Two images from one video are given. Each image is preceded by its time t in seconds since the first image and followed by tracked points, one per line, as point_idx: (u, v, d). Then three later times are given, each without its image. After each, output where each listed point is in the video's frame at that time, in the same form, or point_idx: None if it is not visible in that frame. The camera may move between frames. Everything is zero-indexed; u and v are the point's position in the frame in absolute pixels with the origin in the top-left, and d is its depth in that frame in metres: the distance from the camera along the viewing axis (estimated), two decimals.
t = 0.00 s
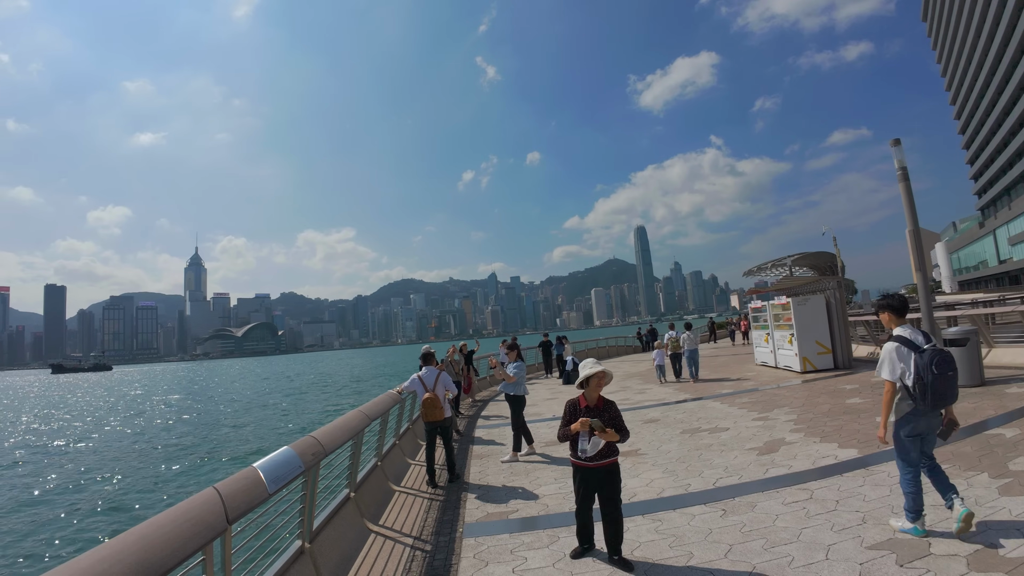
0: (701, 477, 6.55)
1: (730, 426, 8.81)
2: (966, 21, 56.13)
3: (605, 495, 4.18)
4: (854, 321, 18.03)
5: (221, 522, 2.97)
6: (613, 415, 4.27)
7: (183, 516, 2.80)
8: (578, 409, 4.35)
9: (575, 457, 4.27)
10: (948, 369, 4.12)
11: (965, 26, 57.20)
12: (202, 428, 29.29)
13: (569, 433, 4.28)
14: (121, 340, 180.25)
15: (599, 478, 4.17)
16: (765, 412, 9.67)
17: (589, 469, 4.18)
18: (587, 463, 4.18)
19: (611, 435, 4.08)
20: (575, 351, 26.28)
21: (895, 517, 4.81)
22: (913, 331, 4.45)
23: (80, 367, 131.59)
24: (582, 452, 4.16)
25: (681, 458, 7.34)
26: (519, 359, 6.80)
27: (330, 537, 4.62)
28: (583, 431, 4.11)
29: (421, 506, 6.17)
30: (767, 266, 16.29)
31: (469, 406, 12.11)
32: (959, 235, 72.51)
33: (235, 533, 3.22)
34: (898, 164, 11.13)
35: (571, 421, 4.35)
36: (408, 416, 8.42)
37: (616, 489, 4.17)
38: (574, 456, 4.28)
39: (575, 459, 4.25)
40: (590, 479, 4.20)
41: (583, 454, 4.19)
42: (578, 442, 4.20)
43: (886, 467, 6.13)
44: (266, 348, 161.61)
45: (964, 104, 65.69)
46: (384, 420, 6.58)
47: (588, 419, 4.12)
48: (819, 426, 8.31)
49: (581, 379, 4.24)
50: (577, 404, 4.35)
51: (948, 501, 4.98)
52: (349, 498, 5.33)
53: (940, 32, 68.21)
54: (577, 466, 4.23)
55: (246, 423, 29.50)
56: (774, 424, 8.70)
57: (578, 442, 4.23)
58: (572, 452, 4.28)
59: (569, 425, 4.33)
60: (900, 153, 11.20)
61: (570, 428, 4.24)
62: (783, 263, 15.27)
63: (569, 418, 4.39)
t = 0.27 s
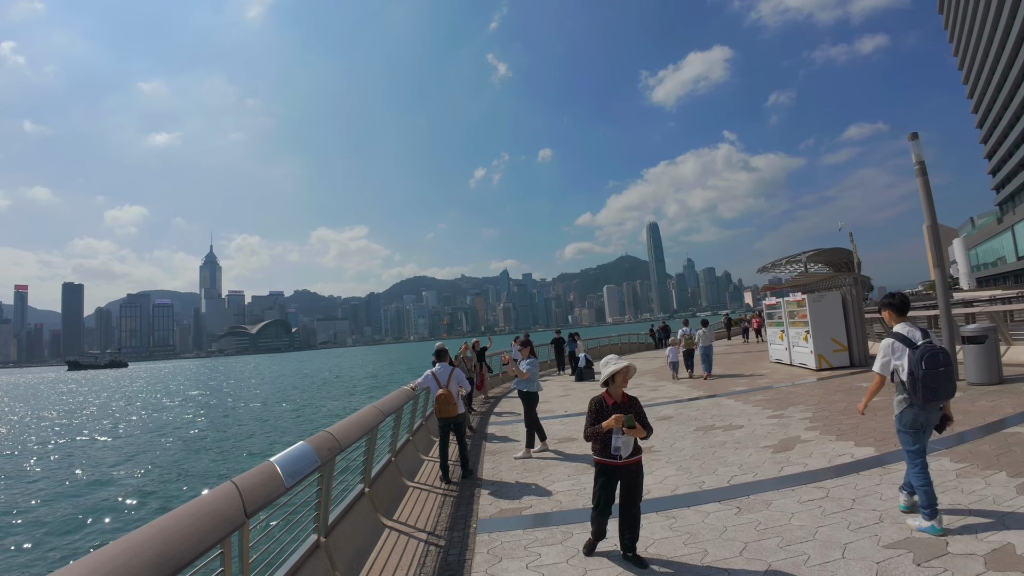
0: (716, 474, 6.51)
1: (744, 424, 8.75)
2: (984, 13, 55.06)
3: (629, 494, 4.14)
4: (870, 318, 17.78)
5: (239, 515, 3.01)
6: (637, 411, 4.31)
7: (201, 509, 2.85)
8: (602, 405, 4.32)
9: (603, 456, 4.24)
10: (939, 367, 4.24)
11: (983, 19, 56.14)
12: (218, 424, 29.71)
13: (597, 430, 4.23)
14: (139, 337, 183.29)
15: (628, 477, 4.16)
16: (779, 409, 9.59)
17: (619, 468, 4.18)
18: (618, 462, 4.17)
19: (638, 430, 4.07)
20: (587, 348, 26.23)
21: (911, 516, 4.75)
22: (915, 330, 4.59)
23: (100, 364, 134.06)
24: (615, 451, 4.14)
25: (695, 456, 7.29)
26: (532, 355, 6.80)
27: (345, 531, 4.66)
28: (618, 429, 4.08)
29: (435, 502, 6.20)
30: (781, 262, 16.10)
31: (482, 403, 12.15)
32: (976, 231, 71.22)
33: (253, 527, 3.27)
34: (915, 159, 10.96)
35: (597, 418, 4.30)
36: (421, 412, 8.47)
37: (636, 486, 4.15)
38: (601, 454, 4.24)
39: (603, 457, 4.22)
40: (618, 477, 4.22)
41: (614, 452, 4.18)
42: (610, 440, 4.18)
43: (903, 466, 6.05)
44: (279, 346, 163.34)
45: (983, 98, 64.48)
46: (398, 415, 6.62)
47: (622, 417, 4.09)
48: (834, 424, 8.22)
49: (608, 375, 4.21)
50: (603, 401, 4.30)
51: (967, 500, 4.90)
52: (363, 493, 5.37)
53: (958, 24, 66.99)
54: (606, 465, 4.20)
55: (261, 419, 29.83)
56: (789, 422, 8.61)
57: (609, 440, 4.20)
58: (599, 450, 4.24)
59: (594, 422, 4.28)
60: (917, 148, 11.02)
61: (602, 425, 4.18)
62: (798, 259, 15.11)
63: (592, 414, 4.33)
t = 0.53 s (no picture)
0: (726, 473, 6.48)
1: (754, 423, 8.70)
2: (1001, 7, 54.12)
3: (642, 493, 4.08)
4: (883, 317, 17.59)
5: (252, 510, 3.04)
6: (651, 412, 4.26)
7: (215, 504, 2.88)
8: (619, 406, 4.20)
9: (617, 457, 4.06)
10: (931, 367, 4.42)
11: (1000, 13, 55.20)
12: (230, 420, 30.00)
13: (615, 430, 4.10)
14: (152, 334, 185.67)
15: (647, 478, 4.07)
16: (791, 409, 9.52)
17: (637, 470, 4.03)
18: (636, 464, 4.01)
19: (658, 431, 4.00)
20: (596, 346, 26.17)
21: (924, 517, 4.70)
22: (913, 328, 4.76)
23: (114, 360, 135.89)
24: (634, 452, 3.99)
25: (705, 455, 7.26)
26: (541, 353, 6.79)
27: (356, 527, 4.70)
28: (641, 430, 3.95)
29: (444, 498, 6.23)
30: (793, 260, 15.95)
31: (491, 400, 12.17)
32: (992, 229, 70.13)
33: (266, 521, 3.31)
34: (929, 156, 10.81)
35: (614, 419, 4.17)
36: (431, 409, 8.49)
37: (648, 485, 4.10)
38: (618, 456, 4.04)
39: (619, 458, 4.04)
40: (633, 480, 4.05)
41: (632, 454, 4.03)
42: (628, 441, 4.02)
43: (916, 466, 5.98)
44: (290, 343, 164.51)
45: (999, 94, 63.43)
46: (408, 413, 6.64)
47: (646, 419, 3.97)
48: (846, 424, 8.14)
49: (627, 375, 4.06)
50: (620, 401, 4.17)
51: (980, 500, 4.84)
52: (374, 489, 5.41)
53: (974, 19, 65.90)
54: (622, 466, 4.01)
55: (271, 415, 30.07)
56: (800, 422, 8.54)
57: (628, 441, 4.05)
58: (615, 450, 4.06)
59: (612, 423, 4.16)
60: (931, 145, 10.87)
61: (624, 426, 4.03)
62: (810, 258, 14.96)
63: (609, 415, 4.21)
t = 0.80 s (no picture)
0: (733, 472, 6.45)
1: (762, 422, 8.66)
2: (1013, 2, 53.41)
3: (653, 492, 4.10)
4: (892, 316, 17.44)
5: (261, 506, 3.07)
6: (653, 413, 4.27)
7: (225, 499, 2.90)
8: (628, 407, 4.14)
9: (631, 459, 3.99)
10: (926, 360, 4.76)
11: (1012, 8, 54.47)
12: (238, 417, 30.18)
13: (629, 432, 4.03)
14: (161, 331, 187.13)
15: (657, 478, 4.09)
16: (798, 408, 9.47)
17: (650, 471, 4.03)
18: (650, 465, 4.01)
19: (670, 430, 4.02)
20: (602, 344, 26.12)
21: (932, 517, 4.67)
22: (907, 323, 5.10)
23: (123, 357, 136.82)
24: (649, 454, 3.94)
25: (712, 453, 7.24)
26: (548, 351, 6.78)
27: (363, 523, 4.72)
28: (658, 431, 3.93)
29: (451, 496, 6.24)
30: (801, 259, 15.86)
31: (497, 398, 12.17)
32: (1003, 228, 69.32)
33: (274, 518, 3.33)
34: (939, 153, 10.70)
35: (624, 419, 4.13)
36: (438, 407, 8.51)
37: (658, 483, 4.16)
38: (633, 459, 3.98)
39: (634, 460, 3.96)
40: (646, 481, 4.02)
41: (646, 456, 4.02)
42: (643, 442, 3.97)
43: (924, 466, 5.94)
44: (297, 340, 165.28)
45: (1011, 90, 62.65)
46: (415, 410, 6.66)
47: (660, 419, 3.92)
48: (854, 423, 8.09)
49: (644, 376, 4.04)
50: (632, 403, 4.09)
51: (989, 501, 4.81)
52: (381, 486, 5.43)
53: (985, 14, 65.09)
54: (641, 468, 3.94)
55: (279, 413, 30.23)
56: (808, 421, 8.50)
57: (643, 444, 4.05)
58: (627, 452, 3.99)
59: (624, 426, 4.07)
60: (941, 142, 10.76)
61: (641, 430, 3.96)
62: (818, 256, 14.85)
63: (620, 417, 4.12)
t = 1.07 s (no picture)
0: (739, 470, 6.44)
1: (768, 420, 8.63)
2: None
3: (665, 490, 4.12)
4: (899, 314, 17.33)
5: (268, 502, 3.09)
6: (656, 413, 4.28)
7: (232, 495, 2.93)
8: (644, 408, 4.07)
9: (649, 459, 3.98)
10: (919, 357, 4.93)
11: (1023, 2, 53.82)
12: (245, 415, 30.33)
13: (648, 434, 4.01)
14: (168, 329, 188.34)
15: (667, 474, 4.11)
16: (805, 406, 9.44)
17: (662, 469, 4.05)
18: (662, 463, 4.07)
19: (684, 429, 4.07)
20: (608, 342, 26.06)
21: (939, 516, 4.64)
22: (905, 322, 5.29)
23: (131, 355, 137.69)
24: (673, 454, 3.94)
25: (718, 452, 7.22)
26: (554, 348, 6.79)
27: (369, 520, 4.74)
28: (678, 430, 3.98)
29: (457, 493, 6.26)
30: (807, 256, 15.76)
31: (503, 396, 12.18)
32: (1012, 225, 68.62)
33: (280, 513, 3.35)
34: (948, 150, 10.61)
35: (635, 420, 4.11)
36: (444, 404, 8.53)
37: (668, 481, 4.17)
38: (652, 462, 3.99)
39: (655, 462, 3.96)
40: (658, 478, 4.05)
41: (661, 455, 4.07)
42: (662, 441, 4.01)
43: (931, 464, 5.91)
44: (303, 338, 165.88)
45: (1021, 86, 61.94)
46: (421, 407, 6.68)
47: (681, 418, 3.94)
48: (861, 422, 8.05)
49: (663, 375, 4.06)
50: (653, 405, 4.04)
51: (997, 500, 4.77)
52: (387, 483, 5.45)
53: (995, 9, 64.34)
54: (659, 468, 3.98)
55: (285, 410, 30.35)
56: (814, 419, 8.47)
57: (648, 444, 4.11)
58: (647, 454, 3.97)
59: (644, 428, 4.01)
60: (950, 139, 10.67)
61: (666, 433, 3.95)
62: (825, 253, 14.76)
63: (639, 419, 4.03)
